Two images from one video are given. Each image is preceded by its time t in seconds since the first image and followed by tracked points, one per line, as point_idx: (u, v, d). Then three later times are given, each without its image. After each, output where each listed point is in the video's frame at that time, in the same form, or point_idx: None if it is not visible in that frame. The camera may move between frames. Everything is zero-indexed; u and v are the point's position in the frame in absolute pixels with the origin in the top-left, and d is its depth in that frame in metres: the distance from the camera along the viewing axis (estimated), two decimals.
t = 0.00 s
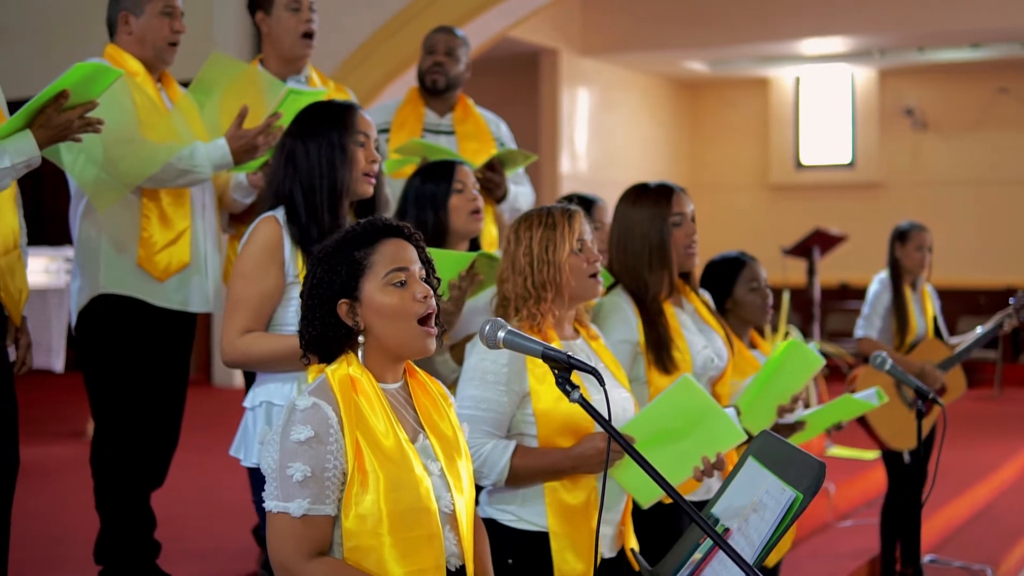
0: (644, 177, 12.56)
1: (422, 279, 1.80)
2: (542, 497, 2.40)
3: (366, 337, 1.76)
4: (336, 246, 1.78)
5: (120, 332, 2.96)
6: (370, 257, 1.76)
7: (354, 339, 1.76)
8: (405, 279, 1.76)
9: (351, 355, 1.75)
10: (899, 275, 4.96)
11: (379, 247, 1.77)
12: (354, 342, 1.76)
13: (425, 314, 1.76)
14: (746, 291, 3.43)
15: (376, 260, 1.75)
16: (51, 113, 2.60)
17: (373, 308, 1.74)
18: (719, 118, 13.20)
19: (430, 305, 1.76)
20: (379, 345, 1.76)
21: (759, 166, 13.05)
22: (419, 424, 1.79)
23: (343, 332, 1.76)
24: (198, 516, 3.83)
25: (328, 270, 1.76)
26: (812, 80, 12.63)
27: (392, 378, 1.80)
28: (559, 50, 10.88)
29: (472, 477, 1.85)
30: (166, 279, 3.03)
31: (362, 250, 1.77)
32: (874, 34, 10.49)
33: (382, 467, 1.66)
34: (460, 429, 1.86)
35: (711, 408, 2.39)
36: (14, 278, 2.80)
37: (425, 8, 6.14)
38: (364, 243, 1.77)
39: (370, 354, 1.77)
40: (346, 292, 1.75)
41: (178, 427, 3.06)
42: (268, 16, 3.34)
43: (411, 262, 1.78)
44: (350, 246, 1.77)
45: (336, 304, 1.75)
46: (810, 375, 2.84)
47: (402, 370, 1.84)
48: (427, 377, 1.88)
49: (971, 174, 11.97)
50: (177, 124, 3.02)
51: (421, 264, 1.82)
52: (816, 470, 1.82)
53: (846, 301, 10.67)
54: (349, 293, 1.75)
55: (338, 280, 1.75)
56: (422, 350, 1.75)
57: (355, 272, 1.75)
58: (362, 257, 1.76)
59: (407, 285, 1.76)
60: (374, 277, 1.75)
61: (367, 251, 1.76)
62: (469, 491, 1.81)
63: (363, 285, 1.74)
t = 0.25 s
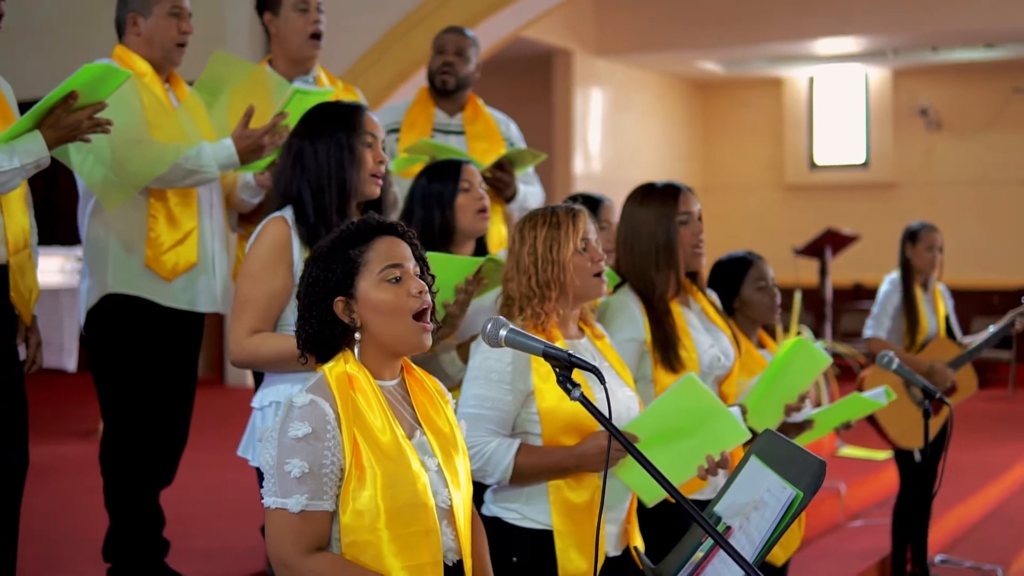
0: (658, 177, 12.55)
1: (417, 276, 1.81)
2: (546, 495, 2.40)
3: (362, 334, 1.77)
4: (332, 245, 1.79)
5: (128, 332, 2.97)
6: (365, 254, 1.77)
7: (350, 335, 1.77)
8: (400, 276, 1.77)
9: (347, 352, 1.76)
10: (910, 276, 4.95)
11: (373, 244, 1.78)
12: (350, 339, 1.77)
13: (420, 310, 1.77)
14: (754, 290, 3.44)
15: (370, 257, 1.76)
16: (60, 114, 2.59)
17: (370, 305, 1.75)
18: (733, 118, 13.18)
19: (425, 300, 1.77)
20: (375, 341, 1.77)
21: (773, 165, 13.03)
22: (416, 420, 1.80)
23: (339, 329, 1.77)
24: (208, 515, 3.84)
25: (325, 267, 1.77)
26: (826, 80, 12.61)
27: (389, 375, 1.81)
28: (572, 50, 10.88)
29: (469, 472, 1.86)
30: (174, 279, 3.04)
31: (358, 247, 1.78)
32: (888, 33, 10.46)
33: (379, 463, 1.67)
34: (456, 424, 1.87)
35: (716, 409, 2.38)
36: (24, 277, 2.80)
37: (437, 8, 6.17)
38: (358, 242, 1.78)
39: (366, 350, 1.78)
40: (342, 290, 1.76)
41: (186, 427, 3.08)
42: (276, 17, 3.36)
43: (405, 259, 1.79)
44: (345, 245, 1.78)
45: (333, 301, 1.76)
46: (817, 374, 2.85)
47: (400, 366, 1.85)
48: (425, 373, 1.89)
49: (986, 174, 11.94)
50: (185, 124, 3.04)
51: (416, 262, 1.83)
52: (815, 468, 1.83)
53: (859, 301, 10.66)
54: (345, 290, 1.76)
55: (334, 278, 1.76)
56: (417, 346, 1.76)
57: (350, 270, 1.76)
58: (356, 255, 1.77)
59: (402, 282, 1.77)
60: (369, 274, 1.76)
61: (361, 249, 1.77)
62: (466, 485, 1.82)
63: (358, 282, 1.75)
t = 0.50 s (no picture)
0: (672, 177, 12.55)
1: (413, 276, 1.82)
2: (552, 496, 2.40)
3: (357, 334, 1.78)
4: (329, 245, 1.80)
5: (139, 332, 2.99)
6: (362, 255, 1.78)
7: (345, 335, 1.78)
8: (396, 277, 1.78)
9: (342, 351, 1.77)
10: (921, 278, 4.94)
11: (370, 246, 1.79)
12: (345, 339, 1.78)
13: (415, 310, 1.78)
14: (763, 291, 3.43)
15: (367, 258, 1.77)
16: (72, 119, 2.57)
17: (365, 305, 1.75)
18: (747, 119, 13.18)
19: (420, 301, 1.78)
20: (370, 340, 1.78)
21: (788, 166, 13.03)
22: (412, 419, 1.81)
23: (335, 328, 1.78)
24: (220, 515, 3.86)
25: (322, 268, 1.79)
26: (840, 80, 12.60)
27: (386, 374, 1.82)
28: (587, 51, 10.89)
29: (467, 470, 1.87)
30: (184, 280, 3.05)
31: (355, 248, 1.79)
32: (903, 34, 10.46)
33: (375, 460, 1.68)
34: (453, 422, 1.87)
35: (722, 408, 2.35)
36: (35, 280, 2.79)
37: (450, 9, 6.17)
38: (356, 243, 1.79)
39: (361, 350, 1.79)
40: (339, 290, 1.77)
41: (196, 427, 3.09)
42: (285, 18, 3.37)
43: (401, 261, 1.80)
44: (342, 245, 1.79)
45: (328, 300, 1.77)
46: (827, 374, 2.83)
47: (396, 365, 1.85)
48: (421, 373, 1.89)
49: (1001, 175, 11.93)
50: (195, 125, 3.07)
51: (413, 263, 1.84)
52: (819, 468, 1.84)
53: (874, 301, 10.65)
54: (341, 290, 1.77)
55: (331, 278, 1.77)
56: (412, 344, 1.77)
57: (347, 270, 1.77)
58: (354, 256, 1.78)
59: (398, 283, 1.78)
60: (366, 274, 1.76)
61: (358, 249, 1.78)
62: (463, 483, 1.83)
63: (354, 283, 1.76)
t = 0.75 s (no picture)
0: (684, 178, 12.57)
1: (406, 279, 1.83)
2: (558, 498, 2.40)
3: (349, 336, 1.79)
4: (321, 250, 1.81)
5: (146, 331, 3.02)
6: (354, 259, 1.79)
7: (338, 337, 1.79)
8: (388, 280, 1.79)
9: (336, 353, 1.78)
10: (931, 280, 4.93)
11: (363, 249, 1.80)
12: (338, 341, 1.79)
13: (407, 312, 1.79)
14: (769, 293, 3.43)
15: (360, 262, 1.78)
16: (81, 121, 2.53)
17: (357, 308, 1.77)
18: (759, 119, 13.19)
19: (411, 304, 1.79)
20: (364, 343, 1.79)
21: (800, 166, 13.04)
22: (404, 420, 1.82)
23: (327, 331, 1.79)
24: (229, 515, 3.87)
25: (315, 272, 1.80)
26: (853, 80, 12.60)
27: (378, 376, 1.83)
28: (598, 52, 10.92)
29: (461, 469, 1.88)
30: (192, 281, 3.07)
31: (348, 252, 1.80)
32: (914, 34, 10.46)
33: (367, 460, 1.70)
34: (447, 422, 1.88)
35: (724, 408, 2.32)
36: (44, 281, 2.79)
37: (460, 12, 6.20)
38: (348, 247, 1.80)
39: (354, 352, 1.80)
40: (331, 293, 1.78)
41: (204, 427, 3.13)
42: (290, 21, 3.39)
43: (394, 264, 1.81)
44: (336, 250, 1.80)
45: (321, 304, 1.79)
46: (832, 377, 2.80)
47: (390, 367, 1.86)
48: (415, 375, 1.90)
49: (1013, 175, 11.92)
50: (203, 127, 3.08)
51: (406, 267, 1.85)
52: (817, 471, 1.85)
53: (885, 302, 10.65)
54: (334, 294, 1.78)
55: (324, 281, 1.79)
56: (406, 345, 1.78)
57: (340, 273, 1.78)
58: (347, 260, 1.79)
59: (390, 286, 1.79)
60: (357, 278, 1.78)
61: (351, 253, 1.79)
62: (456, 483, 1.84)
63: (347, 286, 1.78)
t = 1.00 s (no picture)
0: (694, 178, 12.57)
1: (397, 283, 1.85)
2: (558, 498, 2.38)
3: (338, 338, 1.82)
4: (314, 251, 1.84)
5: (147, 331, 3.06)
6: (344, 261, 1.81)
7: (327, 338, 1.82)
8: (377, 283, 1.81)
9: (325, 355, 1.81)
10: (937, 279, 4.92)
11: (353, 253, 1.83)
12: (327, 342, 1.82)
13: (396, 315, 1.81)
14: (771, 294, 3.44)
15: (349, 265, 1.81)
16: (84, 120, 2.49)
17: (346, 310, 1.79)
18: (768, 120, 13.18)
19: (400, 306, 1.81)
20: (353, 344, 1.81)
21: (808, 167, 13.04)
22: (393, 419, 1.85)
23: (317, 332, 1.82)
24: (233, 515, 3.89)
25: (306, 274, 1.83)
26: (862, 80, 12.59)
27: (369, 376, 1.85)
28: (607, 52, 10.92)
29: (451, 467, 1.91)
30: (190, 282, 3.10)
31: (338, 255, 1.83)
32: (924, 34, 10.45)
33: (354, 460, 1.73)
34: (438, 422, 1.90)
35: (725, 407, 2.30)
36: (49, 279, 2.80)
37: (467, 13, 6.21)
38: (339, 250, 1.83)
39: (343, 353, 1.82)
40: (321, 295, 1.81)
41: (206, 424, 3.17)
42: (288, 23, 3.54)
43: (385, 267, 1.83)
44: (326, 252, 1.83)
45: (311, 305, 1.81)
46: (830, 375, 2.80)
47: (381, 367, 1.88)
48: (405, 373, 1.92)
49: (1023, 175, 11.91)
50: (205, 128, 3.09)
51: (396, 269, 1.88)
52: (811, 473, 1.89)
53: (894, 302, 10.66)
54: (324, 296, 1.81)
55: (314, 284, 1.81)
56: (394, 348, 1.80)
57: (329, 276, 1.81)
58: (336, 263, 1.82)
59: (378, 288, 1.81)
60: (346, 281, 1.80)
61: (341, 256, 1.82)
62: (446, 483, 1.86)
63: (336, 288, 1.80)
